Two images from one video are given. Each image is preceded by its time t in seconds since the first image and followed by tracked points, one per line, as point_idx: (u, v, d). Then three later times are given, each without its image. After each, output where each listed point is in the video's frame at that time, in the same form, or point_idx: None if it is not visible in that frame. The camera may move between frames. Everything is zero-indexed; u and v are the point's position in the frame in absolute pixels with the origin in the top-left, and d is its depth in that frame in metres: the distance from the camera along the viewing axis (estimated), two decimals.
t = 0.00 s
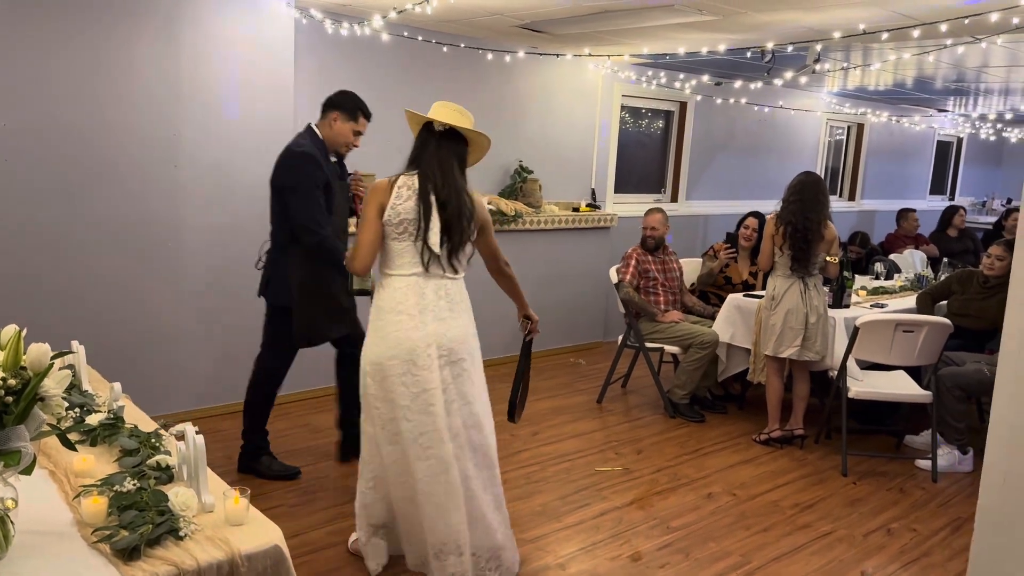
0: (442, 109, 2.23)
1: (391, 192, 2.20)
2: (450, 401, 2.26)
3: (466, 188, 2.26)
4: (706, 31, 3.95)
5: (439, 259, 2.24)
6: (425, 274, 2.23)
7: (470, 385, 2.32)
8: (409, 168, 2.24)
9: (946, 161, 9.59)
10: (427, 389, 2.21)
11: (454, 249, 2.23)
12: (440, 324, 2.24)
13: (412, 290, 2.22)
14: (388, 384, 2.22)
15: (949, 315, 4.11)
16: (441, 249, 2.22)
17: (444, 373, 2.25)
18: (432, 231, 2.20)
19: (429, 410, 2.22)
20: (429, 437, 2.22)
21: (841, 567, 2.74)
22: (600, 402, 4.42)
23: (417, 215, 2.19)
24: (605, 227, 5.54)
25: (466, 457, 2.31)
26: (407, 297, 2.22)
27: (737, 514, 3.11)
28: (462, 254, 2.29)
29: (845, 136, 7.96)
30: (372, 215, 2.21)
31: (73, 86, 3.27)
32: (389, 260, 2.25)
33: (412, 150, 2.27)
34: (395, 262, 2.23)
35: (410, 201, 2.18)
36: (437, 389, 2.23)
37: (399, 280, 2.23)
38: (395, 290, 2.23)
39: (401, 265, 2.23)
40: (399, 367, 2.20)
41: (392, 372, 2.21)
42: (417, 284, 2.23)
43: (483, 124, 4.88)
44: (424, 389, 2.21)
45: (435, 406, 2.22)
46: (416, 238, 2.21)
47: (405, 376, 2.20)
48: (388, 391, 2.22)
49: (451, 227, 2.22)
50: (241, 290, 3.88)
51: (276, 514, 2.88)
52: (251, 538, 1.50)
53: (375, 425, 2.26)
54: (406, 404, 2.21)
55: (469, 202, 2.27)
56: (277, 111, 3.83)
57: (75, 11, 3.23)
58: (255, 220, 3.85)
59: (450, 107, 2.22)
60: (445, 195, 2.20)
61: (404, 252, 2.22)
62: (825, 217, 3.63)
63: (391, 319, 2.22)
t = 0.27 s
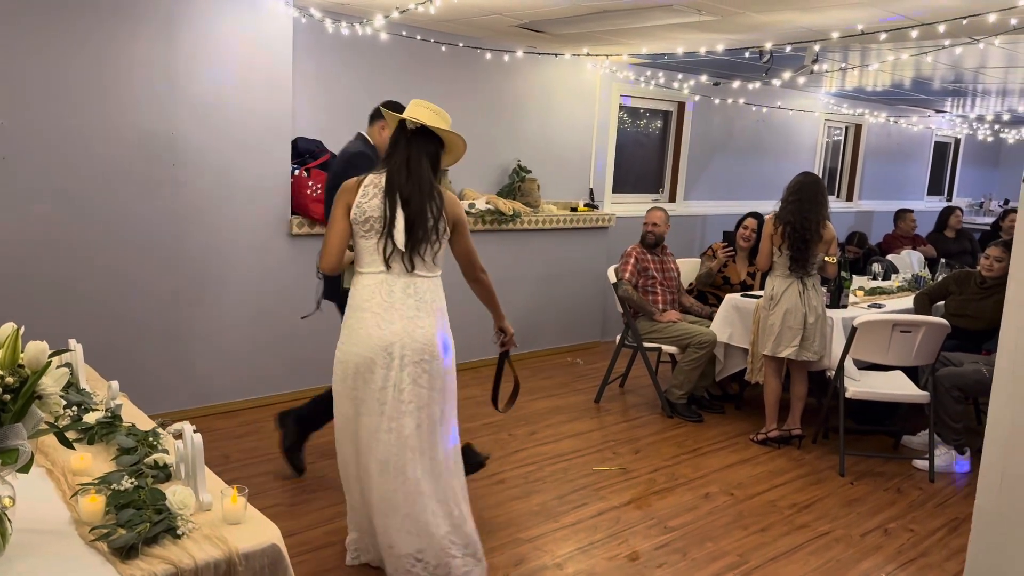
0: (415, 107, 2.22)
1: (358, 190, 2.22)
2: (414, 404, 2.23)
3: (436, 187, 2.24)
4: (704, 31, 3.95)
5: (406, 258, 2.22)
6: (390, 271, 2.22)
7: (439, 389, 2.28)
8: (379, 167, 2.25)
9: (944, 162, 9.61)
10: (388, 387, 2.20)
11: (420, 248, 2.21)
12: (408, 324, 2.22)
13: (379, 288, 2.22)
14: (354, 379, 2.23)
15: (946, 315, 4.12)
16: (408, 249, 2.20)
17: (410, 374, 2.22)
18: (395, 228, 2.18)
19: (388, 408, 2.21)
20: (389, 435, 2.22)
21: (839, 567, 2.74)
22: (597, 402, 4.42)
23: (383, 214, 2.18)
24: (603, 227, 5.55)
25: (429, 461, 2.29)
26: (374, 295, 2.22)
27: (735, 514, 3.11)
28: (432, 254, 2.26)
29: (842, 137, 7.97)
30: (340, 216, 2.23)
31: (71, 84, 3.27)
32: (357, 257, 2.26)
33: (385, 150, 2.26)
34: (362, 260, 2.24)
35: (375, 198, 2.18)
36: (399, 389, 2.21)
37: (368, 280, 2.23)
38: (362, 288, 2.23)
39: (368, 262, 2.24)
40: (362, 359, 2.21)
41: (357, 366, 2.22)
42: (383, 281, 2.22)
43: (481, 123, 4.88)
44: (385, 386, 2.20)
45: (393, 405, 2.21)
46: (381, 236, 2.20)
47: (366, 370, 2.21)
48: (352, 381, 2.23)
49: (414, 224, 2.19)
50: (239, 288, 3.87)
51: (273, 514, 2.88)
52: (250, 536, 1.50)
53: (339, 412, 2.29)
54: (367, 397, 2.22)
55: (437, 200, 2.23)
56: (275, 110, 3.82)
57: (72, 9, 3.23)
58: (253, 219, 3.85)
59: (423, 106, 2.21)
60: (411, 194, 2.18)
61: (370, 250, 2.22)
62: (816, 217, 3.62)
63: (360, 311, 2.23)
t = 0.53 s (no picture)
0: (398, 106, 2.21)
1: (342, 193, 2.22)
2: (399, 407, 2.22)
3: (418, 185, 2.21)
4: (703, 30, 3.95)
5: (389, 258, 2.20)
6: (377, 271, 2.22)
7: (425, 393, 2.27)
8: (363, 168, 2.26)
9: (942, 163, 9.61)
10: (373, 388, 2.21)
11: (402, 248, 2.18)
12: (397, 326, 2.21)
13: (367, 289, 2.22)
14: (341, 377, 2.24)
15: (944, 316, 4.12)
16: (389, 249, 2.18)
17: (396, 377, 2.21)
18: (378, 228, 2.17)
19: (373, 409, 2.21)
20: (371, 436, 2.22)
21: (836, 567, 2.74)
22: (595, 402, 4.42)
23: (365, 215, 2.18)
24: (601, 226, 5.54)
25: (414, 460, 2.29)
26: (361, 296, 2.22)
27: (733, 514, 3.11)
28: (416, 253, 2.23)
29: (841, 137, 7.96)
30: (327, 218, 2.23)
31: (68, 82, 3.26)
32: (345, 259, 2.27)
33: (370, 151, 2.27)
34: (350, 261, 2.24)
35: (357, 199, 2.18)
36: (384, 390, 2.21)
37: (357, 282, 2.23)
38: (352, 290, 2.24)
39: (355, 263, 2.24)
40: (349, 357, 2.21)
41: (345, 365, 2.23)
42: (370, 282, 2.22)
43: (480, 123, 4.87)
44: (370, 386, 2.21)
45: (378, 407, 2.21)
46: (365, 236, 2.20)
47: (353, 368, 2.21)
48: (339, 376, 2.24)
49: (396, 223, 2.17)
50: (235, 286, 3.86)
51: (270, 513, 2.87)
52: (246, 536, 1.49)
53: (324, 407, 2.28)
54: (351, 395, 2.22)
55: (419, 197, 2.21)
56: (273, 108, 3.82)
57: (69, 6, 3.21)
58: (251, 217, 3.84)
59: (404, 104, 2.20)
60: (390, 194, 2.17)
61: (356, 252, 2.22)
62: (809, 217, 3.60)
63: (350, 307, 2.23)
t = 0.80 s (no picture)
0: (397, 99, 2.21)
1: (340, 188, 2.25)
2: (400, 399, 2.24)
3: (412, 177, 2.21)
4: (703, 29, 3.95)
5: (383, 250, 2.20)
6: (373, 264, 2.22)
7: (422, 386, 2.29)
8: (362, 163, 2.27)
9: (941, 163, 9.61)
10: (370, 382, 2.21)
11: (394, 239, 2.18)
12: (395, 318, 2.21)
13: (365, 283, 2.23)
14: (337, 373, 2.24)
15: (943, 315, 4.12)
16: (380, 240, 2.19)
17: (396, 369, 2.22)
18: (372, 221, 2.18)
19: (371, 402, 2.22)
20: (368, 429, 2.22)
21: (835, 566, 2.74)
22: (594, 401, 4.41)
23: (361, 208, 2.19)
24: (600, 225, 5.54)
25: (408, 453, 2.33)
26: (358, 292, 2.23)
27: (732, 514, 3.11)
28: (410, 244, 2.22)
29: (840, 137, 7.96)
30: (327, 214, 2.25)
31: (66, 79, 3.25)
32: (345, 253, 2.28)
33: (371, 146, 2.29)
34: (350, 255, 2.26)
35: (352, 194, 2.20)
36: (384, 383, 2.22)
37: (356, 277, 2.25)
38: (351, 286, 2.25)
39: (354, 258, 2.25)
40: (347, 349, 2.22)
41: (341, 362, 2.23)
42: (367, 275, 2.23)
43: (479, 121, 4.87)
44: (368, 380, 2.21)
45: (376, 400, 2.22)
46: (361, 229, 2.21)
47: (350, 360, 2.22)
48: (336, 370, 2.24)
49: (389, 214, 2.17)
50: (233, 284, 3.85)
51: (267, 512, 2.87)
52: (244, 536, 1.48)
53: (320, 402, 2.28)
54: (348, 388, 2.22)
55: (413, 188, 2.20)
56: (273, 105, 3.81)
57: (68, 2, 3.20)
58: (249, 215, 3.83)
59: (401, 97, 2.20)
60: (384, 185, 2.18)
61: (354, 246, 2.24)
62: (808, 214, 3.60)
63: (349, 301, 2.25)
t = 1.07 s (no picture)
0: (403, 106, 2.23)
1: (343, 192, 2.26)
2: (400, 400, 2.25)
3: (409, 183, 2.20)
4: (703, 28, 3.95)
5: (382, 255, 2.21)
6: (375, 268, 2.24)
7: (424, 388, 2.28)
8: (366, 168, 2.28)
9: (941, 163, 9.61)
10: (370, 382, 2.22)
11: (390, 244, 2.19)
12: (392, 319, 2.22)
13: (367, 285, 2.25)
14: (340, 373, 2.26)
15: (943, 315, 4.12)
16: (377, 245, 2.20)
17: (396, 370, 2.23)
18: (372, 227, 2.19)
19: (370, 403, 2.23)
20: (368, 430, 2.24)
21: (834, 566, 2.74)
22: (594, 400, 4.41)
23: (360, 213, 2.21)
24: (600, 224, 5.54)
25: (412, 452, 2.33)
26: (360, 293, 2.25)
27: (731, 513, 3.11)
28: (407, 249, 2.22)
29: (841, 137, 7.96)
30: (331, 217, 2.26)
31: (67, 76, 3.24)
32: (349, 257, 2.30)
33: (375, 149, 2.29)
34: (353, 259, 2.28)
35: (354, 199, 2.21)
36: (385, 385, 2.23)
37: (360, 280, 2.27)
38: (355, 287, 2.27)
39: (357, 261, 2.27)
40: (347, 351, 2.24)
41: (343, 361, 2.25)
42: (369, 279, 2.25)
43: (480, 120, 4.87)
44: (368, 381, 2.22)
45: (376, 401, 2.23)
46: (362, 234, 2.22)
47: (350, 362, 2.24)
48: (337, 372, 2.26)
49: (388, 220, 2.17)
50: (234, 283, 3.85)
51: (267, 510, 2.87)
52: (244, 535, 1.48)
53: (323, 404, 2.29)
54: (348, 390, 2.24)
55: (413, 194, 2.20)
56: (273, 104, 3.81)
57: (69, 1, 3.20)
58: (250, 214, 3.83)
59: (407, 103, 2.22)
60: (384, 190, 2.17)
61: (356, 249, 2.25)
62: (807, 215, 3.59)
63: (350, 304, 2.27)
